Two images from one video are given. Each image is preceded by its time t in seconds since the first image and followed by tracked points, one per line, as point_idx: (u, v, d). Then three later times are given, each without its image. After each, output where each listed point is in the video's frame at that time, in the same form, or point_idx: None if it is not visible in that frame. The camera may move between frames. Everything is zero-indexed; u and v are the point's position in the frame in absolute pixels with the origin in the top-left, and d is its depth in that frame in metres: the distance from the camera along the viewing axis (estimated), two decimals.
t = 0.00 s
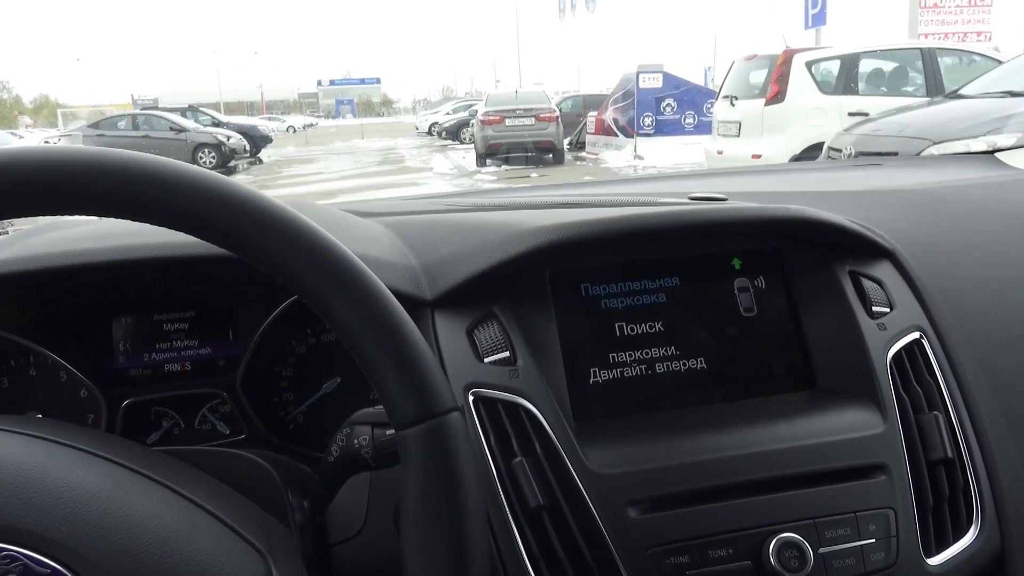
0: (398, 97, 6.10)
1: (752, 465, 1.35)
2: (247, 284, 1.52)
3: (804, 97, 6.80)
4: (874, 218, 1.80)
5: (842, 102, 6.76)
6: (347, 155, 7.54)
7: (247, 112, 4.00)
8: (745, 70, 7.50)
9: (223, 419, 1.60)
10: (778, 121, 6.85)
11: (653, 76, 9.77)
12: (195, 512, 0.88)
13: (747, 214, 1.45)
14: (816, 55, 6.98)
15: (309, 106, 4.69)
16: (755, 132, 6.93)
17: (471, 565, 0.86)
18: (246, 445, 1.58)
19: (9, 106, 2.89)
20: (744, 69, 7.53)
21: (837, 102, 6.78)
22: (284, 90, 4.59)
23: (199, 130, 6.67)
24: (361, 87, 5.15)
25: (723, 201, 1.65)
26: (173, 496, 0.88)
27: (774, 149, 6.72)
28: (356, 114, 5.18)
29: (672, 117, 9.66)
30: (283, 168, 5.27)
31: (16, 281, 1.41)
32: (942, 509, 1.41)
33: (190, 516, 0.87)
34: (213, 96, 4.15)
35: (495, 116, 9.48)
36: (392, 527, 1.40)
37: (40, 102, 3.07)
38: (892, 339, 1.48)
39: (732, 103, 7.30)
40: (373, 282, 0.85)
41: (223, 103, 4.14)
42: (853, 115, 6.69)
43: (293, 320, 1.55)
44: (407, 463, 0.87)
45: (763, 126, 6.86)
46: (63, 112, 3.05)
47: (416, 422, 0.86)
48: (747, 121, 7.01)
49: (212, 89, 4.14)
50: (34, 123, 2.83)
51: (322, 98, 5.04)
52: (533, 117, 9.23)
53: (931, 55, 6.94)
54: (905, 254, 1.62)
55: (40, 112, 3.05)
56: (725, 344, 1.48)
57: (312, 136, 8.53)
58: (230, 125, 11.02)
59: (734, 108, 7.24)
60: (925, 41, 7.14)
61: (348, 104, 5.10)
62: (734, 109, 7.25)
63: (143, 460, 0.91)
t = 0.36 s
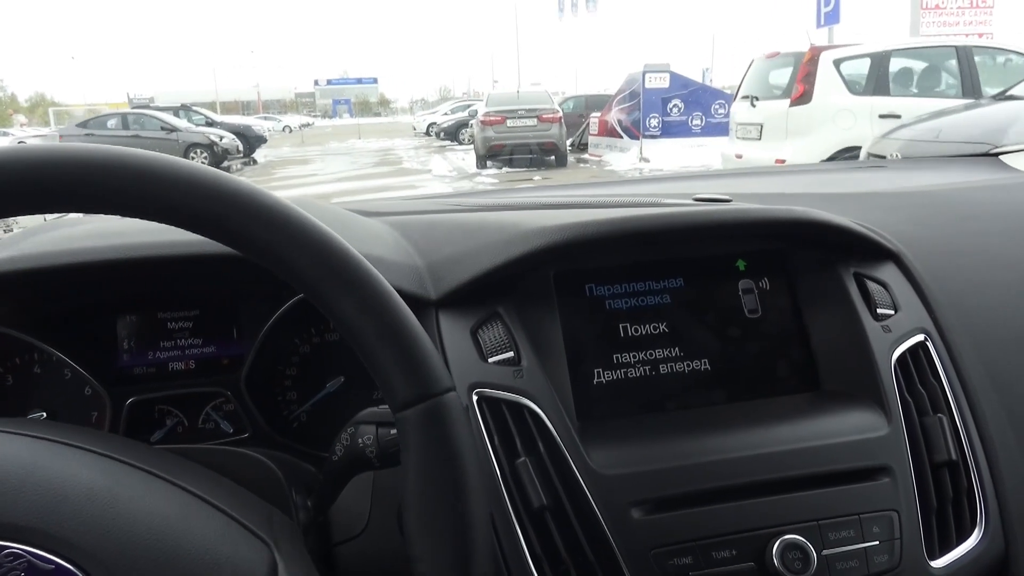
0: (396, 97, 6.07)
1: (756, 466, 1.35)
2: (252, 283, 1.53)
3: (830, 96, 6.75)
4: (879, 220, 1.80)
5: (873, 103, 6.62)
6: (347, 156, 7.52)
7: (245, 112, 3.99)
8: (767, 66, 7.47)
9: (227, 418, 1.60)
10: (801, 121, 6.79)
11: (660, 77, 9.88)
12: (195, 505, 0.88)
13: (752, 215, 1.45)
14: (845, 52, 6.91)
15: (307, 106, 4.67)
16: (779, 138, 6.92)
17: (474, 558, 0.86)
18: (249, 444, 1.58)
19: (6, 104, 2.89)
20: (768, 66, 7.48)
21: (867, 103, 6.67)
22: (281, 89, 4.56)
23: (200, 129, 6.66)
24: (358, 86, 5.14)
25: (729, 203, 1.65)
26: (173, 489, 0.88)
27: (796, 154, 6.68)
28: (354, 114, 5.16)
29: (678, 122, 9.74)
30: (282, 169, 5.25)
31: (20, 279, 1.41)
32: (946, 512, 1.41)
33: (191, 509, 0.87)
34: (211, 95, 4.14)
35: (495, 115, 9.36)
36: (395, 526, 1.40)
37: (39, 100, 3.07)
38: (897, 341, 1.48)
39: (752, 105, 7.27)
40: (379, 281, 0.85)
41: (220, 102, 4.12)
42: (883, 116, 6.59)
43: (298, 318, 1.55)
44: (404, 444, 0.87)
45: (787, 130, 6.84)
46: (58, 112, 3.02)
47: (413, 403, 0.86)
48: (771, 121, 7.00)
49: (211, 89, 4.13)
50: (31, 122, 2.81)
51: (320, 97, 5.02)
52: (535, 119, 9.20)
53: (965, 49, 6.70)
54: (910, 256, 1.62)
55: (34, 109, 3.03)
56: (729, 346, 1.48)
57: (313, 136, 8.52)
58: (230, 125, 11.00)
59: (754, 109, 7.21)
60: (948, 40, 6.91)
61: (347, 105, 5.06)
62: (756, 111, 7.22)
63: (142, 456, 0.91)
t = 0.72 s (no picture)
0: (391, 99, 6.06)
1: (751, 469, 1.35)
2: (249, 286, 1.53)
3: (862, 96, 5.84)
4: (876, 223, 1.80)
5: (907, 103, 5.64)
6: (345, 157, 7.50)
7: (239, 113, 3.97)
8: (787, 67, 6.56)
9: (225, 420, 1.60)
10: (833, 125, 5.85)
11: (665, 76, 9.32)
12: (182, 493, 0.88)
13: (748, 219, 1.45)
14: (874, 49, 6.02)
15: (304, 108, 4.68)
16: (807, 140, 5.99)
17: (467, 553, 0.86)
18: (247, 445, 1.59)
19: None
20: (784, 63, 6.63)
21: (902, 102, 5.69)
22: (276, 89, 4.58)
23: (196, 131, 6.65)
24: (353, 86, 5.09)
25: (725, 205, 1.65)
26: (158, 481, 0.88)
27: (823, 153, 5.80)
28: (348, 115, 5.15)
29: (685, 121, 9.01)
30: (276, 171, 5.23)
31: (18, 282, 1.42)
32: (941, 515, 1.41)
33: (177, 498, 0.87)
34: (206, 96, 4.12)
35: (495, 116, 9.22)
36: (392, 528, 1.40)
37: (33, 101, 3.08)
38: (893, 343, 1.49)
39: (775, 105, 6.31)
40: (372, 284, 0.86)
41: (214, 103, 4.10)
42: (919, 117, 5.56)
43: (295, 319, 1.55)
44: (379, 405, 0.86)
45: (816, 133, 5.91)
46: (48, 114, 3.02)
47: (385, 364, 0.85)
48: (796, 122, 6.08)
49: (205, 90, 4.11)
50: (24, 123, 2.80)
51: (314, 99, 4.99)
52: (535, 120, 9.17)
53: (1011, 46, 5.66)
54: (906, 259, 1.62)
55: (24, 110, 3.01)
56: (725, 349, 1.49)
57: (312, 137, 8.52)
58: (228, 126, 11.00)
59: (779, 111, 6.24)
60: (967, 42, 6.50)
61: (342, 107, 5.11)
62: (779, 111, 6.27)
63: (127, 455, 0.91)
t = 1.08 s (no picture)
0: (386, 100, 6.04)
1: (746, 470, 1.35)
2: (245, 290, 1.53)
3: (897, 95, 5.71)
4: (871, 223, 1.81)
5: (951, 102, 5.43)
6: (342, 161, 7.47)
7: (234, 117, 3.95)
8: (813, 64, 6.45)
9: (222, 424, 1.60)
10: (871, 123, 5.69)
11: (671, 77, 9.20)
12: (178, 488, 0.98)
13: (744, 220, 1.46)
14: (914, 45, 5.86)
15: (300, 110, 4.67)
16: (837, 141, 5.86)
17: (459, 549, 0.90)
18: (244, 449, 1.59)
19: None
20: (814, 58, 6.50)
21: (943, 102, 5.49)
22: (272, 92, 4.59)
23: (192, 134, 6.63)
24: (349, 89, 5.06)
25: (721, 207, 1.65)
26: (157, 480, 0.99)
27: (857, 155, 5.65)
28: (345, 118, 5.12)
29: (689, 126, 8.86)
30: (273, 174, 5.20)
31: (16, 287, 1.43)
32: (937, 515, 1.41)
33: (173, 493, 0.97)
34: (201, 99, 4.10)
35: (494, 120, 9.24)
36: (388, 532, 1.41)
37: (25, 105, 3.06)
38: (887, 344, 1.49)
39: (803, 106, 6.18)
40: (363, 288, 0.87)
41: (209, 107, 4.09)
42: (962, 116, 5.34)
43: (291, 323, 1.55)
44: (349, 370, 0.87)
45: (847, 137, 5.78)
46: (39, 118, 3.01)
47: (348, 329, 0.87)
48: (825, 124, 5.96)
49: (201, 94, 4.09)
50: (16, 129, 2.78)
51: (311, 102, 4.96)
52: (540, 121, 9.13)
53: None
54: (901, 260, 1.63)
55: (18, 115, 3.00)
56: (720, 351, 1.49)
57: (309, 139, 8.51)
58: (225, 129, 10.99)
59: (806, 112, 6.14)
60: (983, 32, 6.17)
61: (338, 110, 5.05)
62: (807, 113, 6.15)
63: (127, 461, 1.02)
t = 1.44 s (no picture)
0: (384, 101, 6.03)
1: (751, 471, 1.35)
2: (248, 290, 1.53)
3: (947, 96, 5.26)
4: (875, 224, 1.80)
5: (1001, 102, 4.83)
6: (340, 163, 7.46)
7: (230, 118, 3.93)
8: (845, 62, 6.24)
9: (225, 425, 1.59)
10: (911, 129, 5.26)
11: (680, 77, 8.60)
12: (178, 479, 1.00)
13: (748, 221, 1.46)
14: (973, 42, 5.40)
15: (298, 111, 4.66)
16: (881, 146, 5.39)
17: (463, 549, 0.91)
18: (247, 450, 1.58)
19: None
20: (848, 53, 6.25)
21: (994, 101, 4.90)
22: (268, 93, 4.58)
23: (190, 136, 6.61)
24: (345, 89, 5.03)
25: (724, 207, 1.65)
26: (157, 473, 1.01)
27: (902, 155, 5.13)
28: (342, 119, 5.09)
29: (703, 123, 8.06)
30: (272, 176, 5.18)
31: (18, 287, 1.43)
32: (942, 516, 1.41)
33: (173, 484, 0.99)
34: (198, 100, 4.09)
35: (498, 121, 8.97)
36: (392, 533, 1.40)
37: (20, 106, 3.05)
38: (893, 345, 1.48)
39: (838, 106, 5.80)
40: (338, 259, 0.88)
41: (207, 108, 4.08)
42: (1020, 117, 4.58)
43: (293, 323, 1.55)
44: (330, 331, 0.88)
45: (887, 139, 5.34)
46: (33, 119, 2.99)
47: (323, 294, 0.88)
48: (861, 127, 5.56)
49: (198, 94, 4.07)
50: (12, 129, 2.77)
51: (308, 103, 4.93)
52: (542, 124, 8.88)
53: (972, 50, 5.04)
54: (905, 260, 1.62)
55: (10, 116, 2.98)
56: (725, 351, 1.48)
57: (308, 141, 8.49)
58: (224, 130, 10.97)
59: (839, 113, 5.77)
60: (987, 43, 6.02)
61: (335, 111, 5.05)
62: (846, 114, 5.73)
63: (131, 460, 1.05)
